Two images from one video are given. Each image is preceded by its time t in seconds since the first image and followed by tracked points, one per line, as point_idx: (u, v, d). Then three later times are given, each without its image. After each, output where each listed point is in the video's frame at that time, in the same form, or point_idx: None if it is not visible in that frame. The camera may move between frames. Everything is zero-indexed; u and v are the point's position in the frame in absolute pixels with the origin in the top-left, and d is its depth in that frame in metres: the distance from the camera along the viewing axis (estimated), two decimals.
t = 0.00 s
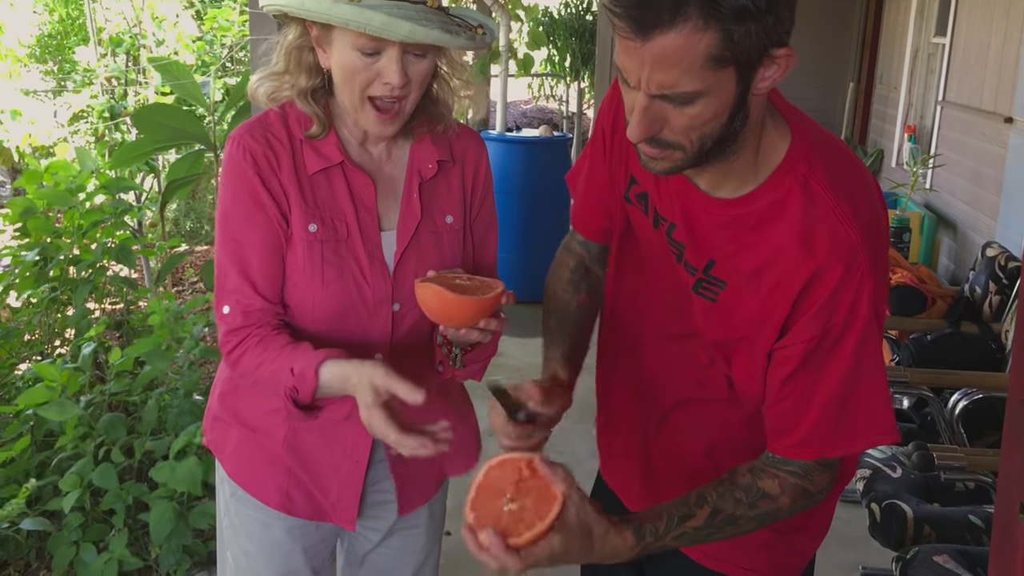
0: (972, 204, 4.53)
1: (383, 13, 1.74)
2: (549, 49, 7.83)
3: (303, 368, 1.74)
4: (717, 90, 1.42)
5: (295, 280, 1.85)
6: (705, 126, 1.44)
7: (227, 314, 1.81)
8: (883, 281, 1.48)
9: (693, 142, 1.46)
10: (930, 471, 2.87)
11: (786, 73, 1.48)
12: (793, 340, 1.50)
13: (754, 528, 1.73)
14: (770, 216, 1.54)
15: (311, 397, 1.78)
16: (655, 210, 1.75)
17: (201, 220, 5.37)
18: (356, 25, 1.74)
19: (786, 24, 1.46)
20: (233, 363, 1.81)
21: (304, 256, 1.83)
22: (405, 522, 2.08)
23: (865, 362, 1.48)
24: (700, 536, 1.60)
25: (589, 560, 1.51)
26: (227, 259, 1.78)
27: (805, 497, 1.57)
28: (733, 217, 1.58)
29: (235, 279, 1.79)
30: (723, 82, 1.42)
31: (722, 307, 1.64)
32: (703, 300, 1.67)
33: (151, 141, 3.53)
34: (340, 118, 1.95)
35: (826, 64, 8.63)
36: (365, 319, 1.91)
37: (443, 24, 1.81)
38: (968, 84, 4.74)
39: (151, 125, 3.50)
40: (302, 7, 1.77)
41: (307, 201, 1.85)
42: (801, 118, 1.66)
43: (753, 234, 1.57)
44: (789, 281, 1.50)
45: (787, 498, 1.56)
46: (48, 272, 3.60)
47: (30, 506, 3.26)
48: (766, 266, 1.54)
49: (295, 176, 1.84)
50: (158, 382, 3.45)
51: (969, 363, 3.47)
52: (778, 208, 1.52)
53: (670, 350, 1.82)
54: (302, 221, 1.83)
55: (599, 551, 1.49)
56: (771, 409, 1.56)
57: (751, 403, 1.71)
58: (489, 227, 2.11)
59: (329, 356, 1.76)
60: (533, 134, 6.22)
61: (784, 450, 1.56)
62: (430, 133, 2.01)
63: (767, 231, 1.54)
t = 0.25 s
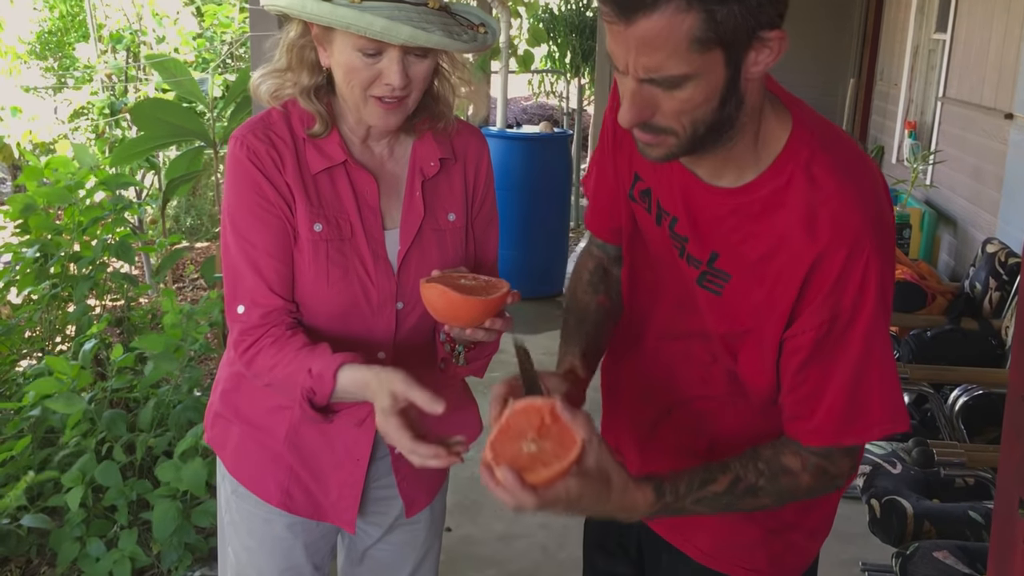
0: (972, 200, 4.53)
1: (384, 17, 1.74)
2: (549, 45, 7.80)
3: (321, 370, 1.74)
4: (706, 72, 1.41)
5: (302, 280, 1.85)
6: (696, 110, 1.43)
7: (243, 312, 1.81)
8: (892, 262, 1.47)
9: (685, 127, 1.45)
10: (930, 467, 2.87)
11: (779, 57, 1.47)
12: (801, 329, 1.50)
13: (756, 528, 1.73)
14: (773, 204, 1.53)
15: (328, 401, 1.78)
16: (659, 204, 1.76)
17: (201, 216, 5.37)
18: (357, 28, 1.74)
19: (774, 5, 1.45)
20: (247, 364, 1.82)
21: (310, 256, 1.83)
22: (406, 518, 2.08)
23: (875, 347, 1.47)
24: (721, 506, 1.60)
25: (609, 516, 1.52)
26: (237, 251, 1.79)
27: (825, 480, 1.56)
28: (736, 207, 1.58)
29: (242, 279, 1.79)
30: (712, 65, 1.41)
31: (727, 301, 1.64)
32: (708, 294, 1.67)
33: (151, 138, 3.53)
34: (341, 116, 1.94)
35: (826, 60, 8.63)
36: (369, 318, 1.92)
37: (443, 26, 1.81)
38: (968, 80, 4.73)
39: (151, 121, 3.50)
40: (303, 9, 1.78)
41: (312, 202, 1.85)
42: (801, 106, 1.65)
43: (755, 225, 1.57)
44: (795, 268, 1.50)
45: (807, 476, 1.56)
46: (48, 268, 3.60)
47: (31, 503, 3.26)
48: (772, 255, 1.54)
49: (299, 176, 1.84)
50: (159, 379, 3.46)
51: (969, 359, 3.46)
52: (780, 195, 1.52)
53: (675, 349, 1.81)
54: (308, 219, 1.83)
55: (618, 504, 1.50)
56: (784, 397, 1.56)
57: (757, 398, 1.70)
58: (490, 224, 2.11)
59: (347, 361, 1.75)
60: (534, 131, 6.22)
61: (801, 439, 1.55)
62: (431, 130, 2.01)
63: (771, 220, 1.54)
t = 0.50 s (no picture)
0: (972, 198, 4.53)
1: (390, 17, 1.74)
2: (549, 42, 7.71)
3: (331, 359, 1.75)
4: (699, 39, 1.43)
5: (306, 281, 1.85)
6: (691, 79, 1.46)
7: (244, 313, 1.81)
8: (894, 238, 1.45)
9: (680, 96, 1.47)
10: (930, 465, 2.87)
11: (776, 29, 1.49)
12: (802, 304, 1.49)
13: (751, 532, 1.74)
14: (776, 178, 1.53)
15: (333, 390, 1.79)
16: (665, 188, 1.76)
17: (201, 215, 5.36)
18: (362, 29, 1.74)
19: None
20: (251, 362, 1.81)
21: (313, 255, 1.83)
22: (408, 517, 2.08)
23: (875, 325, 1.45)
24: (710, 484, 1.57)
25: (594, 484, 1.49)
26: (238, 246, 1.78)
27: (822, 465, 1.52)
28: (739, 183, 1.59)
29: (245, 275, 1.79)
30: (705, 31, 1.43)
31: (729, 282, 1.63)
32: (711, 276, 1.66)
33: (151, 135, 3.54)
34: (345, 114, 1.94)
35: (826, 59, 8.62)
36: (372, 316, 1.91)
37: (448, 26, 1.81)
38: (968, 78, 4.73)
39: (149, 119, 3.49)
40: (308, 9, 1.77)
41: (315, 201, 1.84)
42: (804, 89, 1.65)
43: (757, 202, 1.56)
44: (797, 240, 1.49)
45: (803, 457, 1.52)
46: (48, 266, 3.60)
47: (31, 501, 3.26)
48: (775, 229, 1.53)
49: (302, 175, 1.84)
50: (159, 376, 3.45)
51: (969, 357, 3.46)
52: (783, 170, 1.52)
53: (677, 340, 1.80)
54: (311, 219, 1.83)
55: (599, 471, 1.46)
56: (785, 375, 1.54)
57: (760, 388, 1.69)
58: (491, 222, 2.11)
59: (362, 348, 1.77)
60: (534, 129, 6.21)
61: (797, 418, 1.53)
62: (432, 128, 2.02)
63: (775, 193, 1.53)
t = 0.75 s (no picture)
0: (972, 198, 4.52)
1: (388, 19, 1.74)
2: (549, 43, 7.74)
3: (322, 369, 1.75)
4: (683, 23, 1.44)
5: (308, 283, 1.84)
6: (677, 63, 1.47)
7: (242, 317, 1.82)
8: (884, 226, 1.46)
9: (667, 81, 1.49)
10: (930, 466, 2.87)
11: (765, 15, 1.49)
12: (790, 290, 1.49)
13: (747, 536, 1.74)
14: (771, 164, 1.53)
15: (332, 397, 1.79)
16: (662, 180, 1.76)
17: (201, 214, 5.36)
18: (359, 31, 1.74)
19: None
20: (251, 371, 1.83)
21: (316, 257, 1.83)
22: (410, 518, 2.08)
23: (862, 313, 1.46)
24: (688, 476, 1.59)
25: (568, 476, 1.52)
26: (237, 250, 1.79)
27: (798, 455, 1.55)
28: (733, 171, 1.58)
29: (244, 272, 1.79)
30: (689, 15, 1.44)
31: (726, 273, 1.62)
32: (705, 267, 1.66)
33: (150, 135, 3.54)
34: (347, 114, 1.94)
35: (826, 59, 8.63)
36: (376, 318, 1.91)
37: (447, 28, 1.81)
38: (968, 79, 4.73)
39: (149, 119, 3.49)
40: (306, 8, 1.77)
41: (318, 202, 1.84)
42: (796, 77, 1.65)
43: (750, 192, 1.56)
44: (789, 226, 1.49)
45: (780, 450, 1.55)
46: (48, 266, 3.60)
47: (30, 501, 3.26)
48: (768, 217, 1.53)
49: (306, 178, 1.84)
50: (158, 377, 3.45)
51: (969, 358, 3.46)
52: (776, 158, 1.52)
53: (672, 335, 1.81)
54: (314, 221, 1.82)
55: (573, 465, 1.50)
56: (771, 362, 1.55)
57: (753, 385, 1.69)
58: (493, 222, 2.11)
59: (350, 355, 1.75)
60: (533, 129, 6.21)
61: (783, 407, 1.54)
62: (434, 127, 2.01)
63: (768, 181, 1.53)
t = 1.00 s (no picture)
0: (971, 201, 4.53)
1: (384, 23, 1.74)
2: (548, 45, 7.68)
3: (317, 374, 1.75)
4: (672, 25, 1.46)
5: (310, 284, 1.84)
6: (666, 65, 1.49)
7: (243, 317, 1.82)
8: (877, 230, 1.46)
9: (657, 83, 1.51)
10: (930, 468, 2.87)
11: (755, 18, 1.50)
12: (782, 293, 1.49)
13: (742, 541, 1.73)
14: (764, 168, 1.53)
15: (330, 399, 1.79)
16: (656, 184, 1.76)
17: (201, 216, 5.36)
18: (355, 34, 1.74)
19: None
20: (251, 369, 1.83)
21: (315, 259, 1.83)
22: (411, 521, 2.08)
23: (854, 316, 1.46)
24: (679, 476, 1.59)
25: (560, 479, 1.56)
26: (239, 251, 1.79)
27: (788, 454, 1.55)
28: (727, 174, 1.58)
29: (243, 272, 1.79)
30: (677, 18, 1.46)
31: (720, 276, 1.62)
32: (699, 270, 1.66)
33: (150, 136, 3.52)
34: (346, 116, 1.94)
35: (825, 61, 8.64)
36: (376, 320, 1.91)
37: (444, 31, 1.81)
38: (968, 81, 4.73)
39: (150, 120, 3.48)
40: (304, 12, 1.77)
41: (318, 203, 1.84)
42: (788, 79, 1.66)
43: (744, 194, 1.56)
44: (782, 230, 1.49)
45: (770, 450, 1.55)
46: (48, 267, 3.60)
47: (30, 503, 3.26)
48: (761, 221, 1.53)
49: (305, 179, 1.84)
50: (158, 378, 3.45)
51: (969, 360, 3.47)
52: (769, 162, 1.52)
53: (667, 338, 1.81)
54: (314, 223, 1.82)
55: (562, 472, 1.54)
56: (761, 364, 1.55)
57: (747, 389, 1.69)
58: (495, 224, 2.11)
59: (345, 357, 1.75)
60: (533, 130, 6.21)
61: (772, 404, 1.53)
62: (436, 129, 2.01)
63: (761, 185, 1.53)
